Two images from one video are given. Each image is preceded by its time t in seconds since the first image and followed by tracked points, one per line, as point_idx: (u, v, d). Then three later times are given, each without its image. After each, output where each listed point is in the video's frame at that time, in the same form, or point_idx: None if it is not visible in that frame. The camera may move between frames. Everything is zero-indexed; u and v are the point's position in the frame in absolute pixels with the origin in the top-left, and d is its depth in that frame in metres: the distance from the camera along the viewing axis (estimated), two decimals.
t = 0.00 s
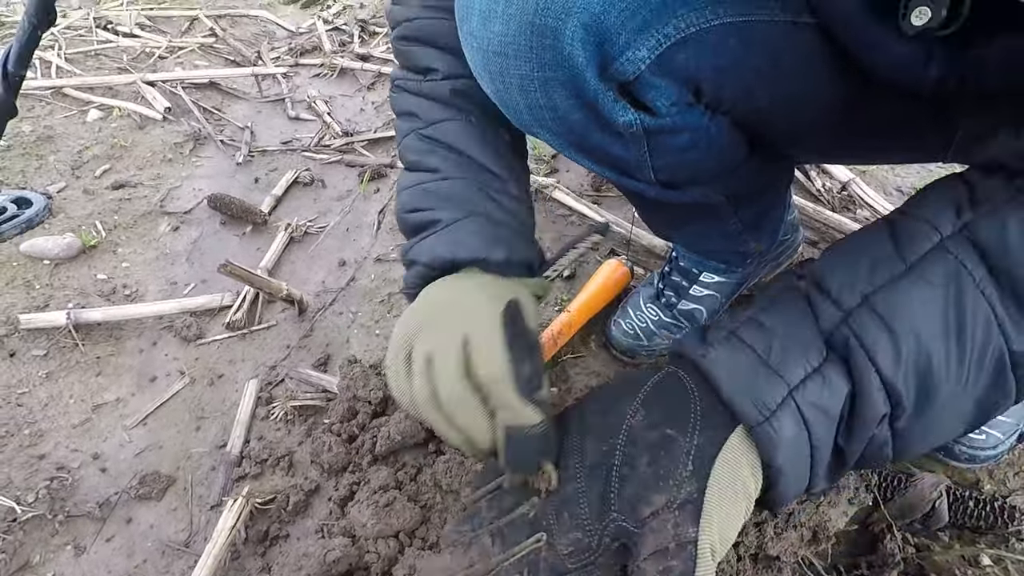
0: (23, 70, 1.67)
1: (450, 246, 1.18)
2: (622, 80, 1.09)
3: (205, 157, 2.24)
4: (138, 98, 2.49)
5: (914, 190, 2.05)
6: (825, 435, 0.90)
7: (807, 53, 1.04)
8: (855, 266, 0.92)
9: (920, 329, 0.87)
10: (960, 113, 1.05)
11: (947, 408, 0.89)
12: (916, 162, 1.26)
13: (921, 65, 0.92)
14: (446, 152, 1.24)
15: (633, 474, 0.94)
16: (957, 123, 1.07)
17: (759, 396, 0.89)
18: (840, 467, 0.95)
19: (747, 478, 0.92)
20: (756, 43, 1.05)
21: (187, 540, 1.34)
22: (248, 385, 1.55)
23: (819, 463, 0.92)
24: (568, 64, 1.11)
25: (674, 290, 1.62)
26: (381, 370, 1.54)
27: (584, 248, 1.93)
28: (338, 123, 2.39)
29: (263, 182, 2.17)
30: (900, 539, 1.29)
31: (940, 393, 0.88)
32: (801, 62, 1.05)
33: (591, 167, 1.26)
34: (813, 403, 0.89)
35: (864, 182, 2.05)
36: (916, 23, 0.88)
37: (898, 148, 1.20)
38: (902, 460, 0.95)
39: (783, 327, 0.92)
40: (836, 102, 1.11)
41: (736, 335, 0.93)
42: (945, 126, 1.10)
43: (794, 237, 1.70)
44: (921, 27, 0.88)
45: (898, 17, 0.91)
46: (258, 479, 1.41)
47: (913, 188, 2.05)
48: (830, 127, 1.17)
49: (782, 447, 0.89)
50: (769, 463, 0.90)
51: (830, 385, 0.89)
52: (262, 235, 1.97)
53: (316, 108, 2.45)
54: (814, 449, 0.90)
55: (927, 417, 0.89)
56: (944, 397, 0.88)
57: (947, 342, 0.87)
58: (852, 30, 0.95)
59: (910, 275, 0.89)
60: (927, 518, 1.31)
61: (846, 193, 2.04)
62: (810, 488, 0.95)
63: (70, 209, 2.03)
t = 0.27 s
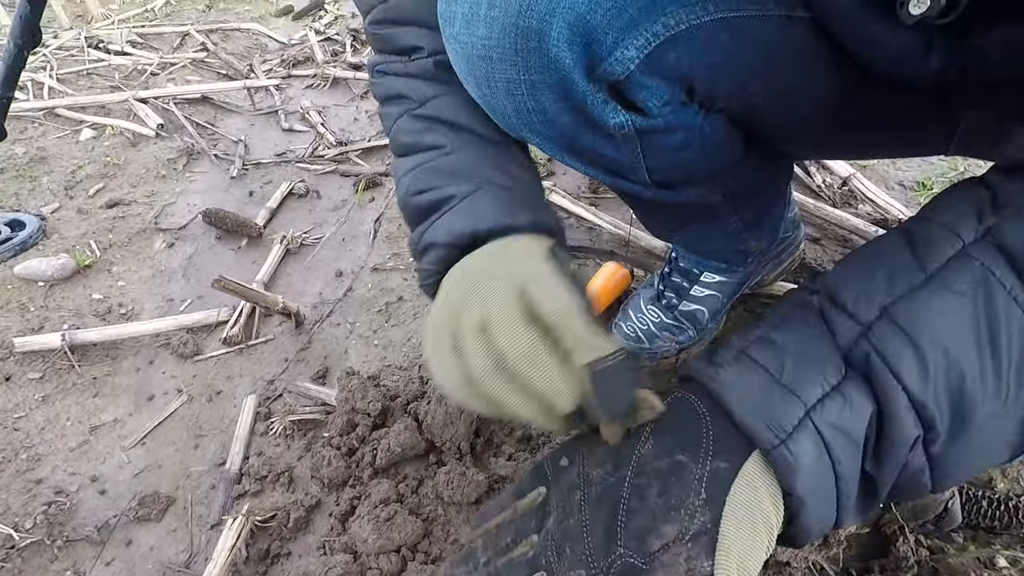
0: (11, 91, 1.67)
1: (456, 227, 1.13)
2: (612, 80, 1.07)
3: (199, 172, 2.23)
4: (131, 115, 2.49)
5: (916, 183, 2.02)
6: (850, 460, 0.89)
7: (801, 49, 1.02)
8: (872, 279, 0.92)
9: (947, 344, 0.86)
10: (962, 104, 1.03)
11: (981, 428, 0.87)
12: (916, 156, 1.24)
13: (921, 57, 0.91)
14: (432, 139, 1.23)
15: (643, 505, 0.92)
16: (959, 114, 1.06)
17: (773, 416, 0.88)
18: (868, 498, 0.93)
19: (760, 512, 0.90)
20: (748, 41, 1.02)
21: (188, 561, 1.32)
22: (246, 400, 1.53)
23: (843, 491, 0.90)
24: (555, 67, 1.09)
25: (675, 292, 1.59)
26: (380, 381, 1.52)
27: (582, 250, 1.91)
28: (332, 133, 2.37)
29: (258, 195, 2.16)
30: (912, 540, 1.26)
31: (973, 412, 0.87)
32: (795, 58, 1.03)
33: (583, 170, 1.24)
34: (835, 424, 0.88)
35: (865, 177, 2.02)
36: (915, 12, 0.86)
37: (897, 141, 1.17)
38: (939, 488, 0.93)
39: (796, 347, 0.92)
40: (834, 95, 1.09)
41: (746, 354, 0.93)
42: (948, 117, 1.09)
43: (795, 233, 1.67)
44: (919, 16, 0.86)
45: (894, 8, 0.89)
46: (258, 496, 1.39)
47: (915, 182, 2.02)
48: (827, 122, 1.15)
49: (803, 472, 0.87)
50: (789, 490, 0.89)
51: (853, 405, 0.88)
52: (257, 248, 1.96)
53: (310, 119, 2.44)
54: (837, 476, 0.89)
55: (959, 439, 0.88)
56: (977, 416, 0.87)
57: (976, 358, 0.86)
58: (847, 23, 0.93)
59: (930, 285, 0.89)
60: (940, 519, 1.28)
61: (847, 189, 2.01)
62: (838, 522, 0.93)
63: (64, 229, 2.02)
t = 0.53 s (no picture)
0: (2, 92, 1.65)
1: (401, 192, 1.21)
2: (613, 73, 1.05)
3: (195, 171, 2.21)
4: (126, 114, 2.47)
5: (917, 175, 2.00)
6: (898, 427, 0.80)
7: (808, 38, 1.01)
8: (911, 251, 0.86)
9: (1003, 306, 0.79)
10: (970, 92, 1.02)
11: None
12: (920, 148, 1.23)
13: (934, 41, 0.90)
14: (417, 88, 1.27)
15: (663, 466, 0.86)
16: (967, 104, 1.05)
17: (800, 376, 0.82)
18: (935, 486, 0.82)
19: (789, 461, 0.82)
20: (754, 31, 1.01)
21: (188, 564, 1.31)
22: (245, 401, 1.52)
23: (896, 465, 0.80)
24: (555, 59, 1.07)
25: (676, 286, 1.58)
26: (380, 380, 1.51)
27: (582, 245, 1.89)
28: (329, 130, 2.35)
29: (254, 193, 2.14)
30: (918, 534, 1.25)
31: None
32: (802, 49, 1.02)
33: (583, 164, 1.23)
34: (876, 385, 0.80)
35: (866, 169, 2.00)
36: None
37: (900, 134, 1.16)
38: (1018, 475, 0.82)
39: (831, 316, 0.86)
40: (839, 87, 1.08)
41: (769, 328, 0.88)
42: (954, 110, 1.08)
43: (796, 228, 1.66)
44: None
45: None
46: (258, 498, 1.38)
47: (916, 173, 2.00)
48: (832, 113, 1.13)
49: (841, 433, 0.79)
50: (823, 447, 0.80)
51: (894, 369, 0.81)
52: (254, 247, 1.94)
53: (306, 116, 2.42)
54: (884, 443, 0.79)
55: None
56: None
57: None
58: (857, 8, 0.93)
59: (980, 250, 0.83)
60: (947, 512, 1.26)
61: (848, 180, 1.99)
62: (898, 508, 0.82)
63: (59, 230, 2.00)
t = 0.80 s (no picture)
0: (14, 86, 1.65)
1: (381, 141, 1.19)
2: (629, 79, 1.07)
3: (201, 167, 2.22)
4: (133, 108, 2.47)
5: (919, 185, 2.01)
6: (944, 368, 0.74)
7: (818, 49, 1.02)
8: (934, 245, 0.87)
9: None
10: (976, 104, 1.05)
11: None
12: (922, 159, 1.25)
13: (942, 57, 0.91)
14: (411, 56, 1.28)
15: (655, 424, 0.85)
16: (972, 115, 1.07)
17: (824, 330, 0.81)
18: (1006, 444, 0.73)
19: (757, 372, 0.85)
20: (767, 41, 1.02)
21: (190, 558, 1.31)
22: (248, 397, 1.52)
23: (949, 412, 0.73)
24: (572, 64, 1.08)
25: (679, 292, 1.59)
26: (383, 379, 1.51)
27: (586, 249, 1.90)
28: (335, 128, 2.36)
29: (260, 190, 2.15)
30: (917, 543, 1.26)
31: None
32: (811, 60, 1.03)
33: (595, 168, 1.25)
34: (908, 333, 0.77)
35: (869, 178, 2.01)
36: (941, 8, 0.85)
37: (905, 146, 1.17)
38: None
39: (845, 296, 0.86)
40: (849, 98, 1.09)
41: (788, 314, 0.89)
42: (959, 121, 1.10)
43: (799, 235, 1.67)
44: (945, 12, 0.85)
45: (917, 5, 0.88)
46: (261, 494, 1.38)
47: (919, 183, 2.01)
48: (838, 125, 1.15)
49: (864, 373, 0.75)
50: (841, 384, 0.77)
51: (926, 319, 0.78)
52: (260, 244, 1.95)
53: (312, 114, 2.42)
54: (929, 387, 0.74)
55: None
56: None
57: None
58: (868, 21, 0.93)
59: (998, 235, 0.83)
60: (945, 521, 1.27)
61: (851, 189, 2.00)
62: (969, 465, 0.73)
63: (66, 222, 2.01)
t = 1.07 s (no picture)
0: (45, 72, 1.69)
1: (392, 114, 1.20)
2: (653, 103, 1.11)
3: (219, 162, 2.25)
4: (154, 101, 2.51)
5: (927, 213, 2.03)
6: (948, 377, 0.76)
7: (836, 79, 1.04)
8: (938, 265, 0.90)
9: None
10: (985, 142, 1.06)
11: None
12: (922, 186, 1.24)
13: (954, 94, 0.93)
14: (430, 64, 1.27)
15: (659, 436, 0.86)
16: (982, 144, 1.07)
17: (832, 335, 0.82)
18: (1001, 454, 0.75)
19: (750, 392, 0.86)
20: (786, 70, 1.05)
21: (194, 547, 1.32)
22: (258, 391, 1.54)
23: (951, 421, 0.75)
24: (600, 87, 1.14)
25: (688, 309, 1.61)
26: (392, 381, 1.53)
27: (596, 262, 1.92)
28: (352, 131, 2.39)
29: (276, 188, 2.17)
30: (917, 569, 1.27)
31: None
32: (828, 89, 1.05)
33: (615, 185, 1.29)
34: (916, 342, 0.79)
35: (879, 205, 2.03)
36: (956, 49, 0.87)
37: (915, 176, 1.19)
38: None
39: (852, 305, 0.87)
40: (863, 128, 1.11)
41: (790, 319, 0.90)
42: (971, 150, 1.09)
43: (809, 258, 1.69)
44: (960, 53, 0.87)
45: (935, 44, 0.91)
46: (267, 487, 1.40)
47: (927, 212, 2.03)
48: (850, 151, 1.16)
49: (870, 384, 0.76)
50: (848, 398, 0.78)
51: (935, 329, 0.80)
52: (274, 241, 1.97)
53: (330, 115, 2.45)
54: (934, 397, 0.75)
55: None
56: None
57: None
58: (885, 55, 0.95)
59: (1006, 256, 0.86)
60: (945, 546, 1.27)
61: (860, 215, 2.01)
62: (968, 473, 0.74)
63: (85, 210, 2.03)
